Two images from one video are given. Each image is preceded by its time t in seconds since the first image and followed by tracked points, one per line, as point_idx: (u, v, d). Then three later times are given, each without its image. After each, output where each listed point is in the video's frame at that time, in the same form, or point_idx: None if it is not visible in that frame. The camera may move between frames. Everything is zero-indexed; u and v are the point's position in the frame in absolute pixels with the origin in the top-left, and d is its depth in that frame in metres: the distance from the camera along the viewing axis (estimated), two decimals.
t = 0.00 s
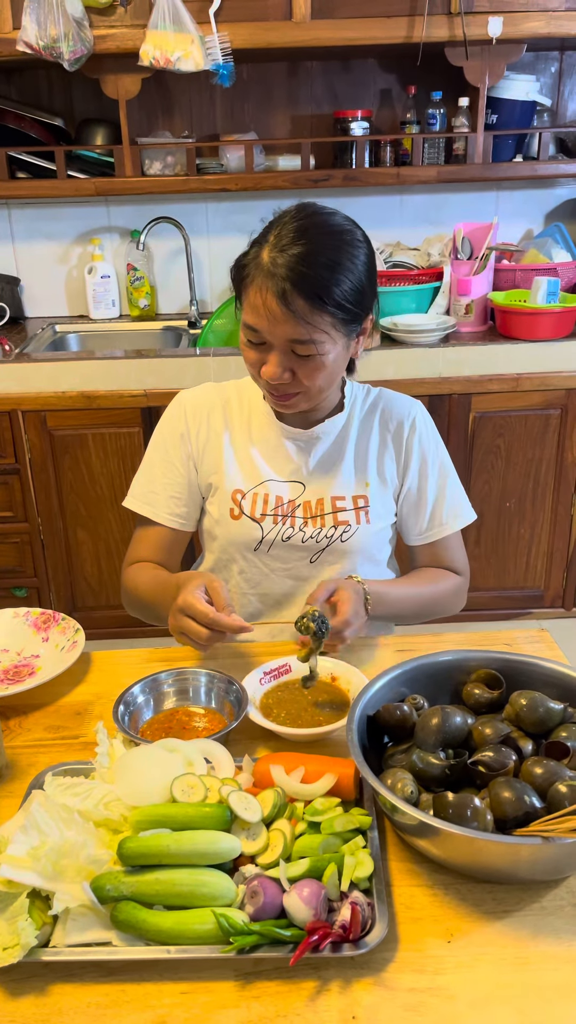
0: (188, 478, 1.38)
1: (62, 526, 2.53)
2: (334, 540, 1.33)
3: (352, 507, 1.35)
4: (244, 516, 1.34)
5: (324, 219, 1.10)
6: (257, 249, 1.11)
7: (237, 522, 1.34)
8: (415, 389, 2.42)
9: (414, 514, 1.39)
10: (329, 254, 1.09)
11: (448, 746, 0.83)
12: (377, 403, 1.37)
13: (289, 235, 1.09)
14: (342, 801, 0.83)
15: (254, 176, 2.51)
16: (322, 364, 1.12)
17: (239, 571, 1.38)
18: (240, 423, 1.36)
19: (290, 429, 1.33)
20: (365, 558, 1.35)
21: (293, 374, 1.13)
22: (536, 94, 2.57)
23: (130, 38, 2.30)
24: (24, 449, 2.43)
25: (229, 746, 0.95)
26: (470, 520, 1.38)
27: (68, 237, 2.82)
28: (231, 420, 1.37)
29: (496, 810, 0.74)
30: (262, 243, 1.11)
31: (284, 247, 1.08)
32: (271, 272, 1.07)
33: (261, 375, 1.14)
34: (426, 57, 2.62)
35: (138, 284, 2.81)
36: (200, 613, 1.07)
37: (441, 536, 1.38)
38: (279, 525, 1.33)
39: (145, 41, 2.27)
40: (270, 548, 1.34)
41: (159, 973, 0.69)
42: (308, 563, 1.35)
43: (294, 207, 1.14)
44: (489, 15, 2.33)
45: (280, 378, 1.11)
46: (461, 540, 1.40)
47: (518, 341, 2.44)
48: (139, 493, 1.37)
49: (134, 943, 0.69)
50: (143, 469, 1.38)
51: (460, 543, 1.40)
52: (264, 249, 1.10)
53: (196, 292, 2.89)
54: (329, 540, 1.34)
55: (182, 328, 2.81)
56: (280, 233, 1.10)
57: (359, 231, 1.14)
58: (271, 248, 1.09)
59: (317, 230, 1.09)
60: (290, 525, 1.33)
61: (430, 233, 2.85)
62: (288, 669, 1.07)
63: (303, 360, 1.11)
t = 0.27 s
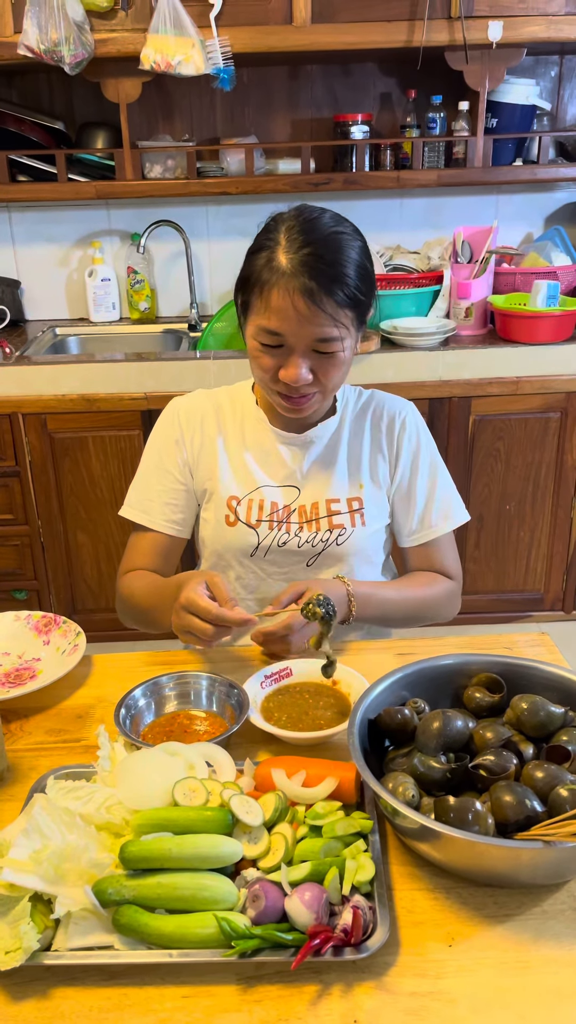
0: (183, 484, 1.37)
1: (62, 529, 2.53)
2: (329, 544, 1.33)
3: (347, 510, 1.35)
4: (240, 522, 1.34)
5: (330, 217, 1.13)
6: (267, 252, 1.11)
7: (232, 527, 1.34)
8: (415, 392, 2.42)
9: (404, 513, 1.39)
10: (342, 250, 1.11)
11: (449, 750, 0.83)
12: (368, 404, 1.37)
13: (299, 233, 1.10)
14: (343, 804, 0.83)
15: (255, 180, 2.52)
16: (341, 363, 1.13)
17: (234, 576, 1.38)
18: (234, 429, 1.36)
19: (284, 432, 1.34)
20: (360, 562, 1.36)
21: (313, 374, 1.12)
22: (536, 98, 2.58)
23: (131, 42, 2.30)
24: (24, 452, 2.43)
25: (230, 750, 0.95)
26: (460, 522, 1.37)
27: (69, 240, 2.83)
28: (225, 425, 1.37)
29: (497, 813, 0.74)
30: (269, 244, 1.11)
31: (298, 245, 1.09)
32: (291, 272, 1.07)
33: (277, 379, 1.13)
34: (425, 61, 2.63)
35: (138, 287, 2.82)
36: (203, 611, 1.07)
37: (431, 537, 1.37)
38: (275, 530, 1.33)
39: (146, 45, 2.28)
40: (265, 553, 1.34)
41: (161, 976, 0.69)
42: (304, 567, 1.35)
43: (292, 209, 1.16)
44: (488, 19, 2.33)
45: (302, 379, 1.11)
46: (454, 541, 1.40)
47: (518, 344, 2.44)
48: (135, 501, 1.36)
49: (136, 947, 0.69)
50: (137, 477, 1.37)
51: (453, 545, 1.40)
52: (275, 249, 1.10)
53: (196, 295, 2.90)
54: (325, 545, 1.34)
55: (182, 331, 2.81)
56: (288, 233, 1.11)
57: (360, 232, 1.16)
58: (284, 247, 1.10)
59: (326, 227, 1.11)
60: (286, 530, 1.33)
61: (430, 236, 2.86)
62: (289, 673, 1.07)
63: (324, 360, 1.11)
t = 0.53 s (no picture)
0: (180, 497, 1.38)
1: (63, 532, 2.53)
2: (330, 563, 1.33)
3: (349, 527, 1.35)
4: (239, 539, 1.34)
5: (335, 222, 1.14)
6: (273, 255, 1.12)
7: (232, 545, 1.35)
8: (416, 396, 2.43)
9: (418, 526, 1.40)
10: (349, 252, 1.12)
11: (450, 755, 0.83)
12: (372, 419, 1.38)
13: (307, 234, 1.12)
14: (345, 809, 0.84)
15: (256, 184, 2.53)
16: (349, 367, 1.13)
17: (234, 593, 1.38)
18: (232, 442, 1.37)
19: (283, 447, 1.33)
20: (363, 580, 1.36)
21: (321, 378, 1.12)
22: (536, 103, 2.59)
23: (133, 47, 2.31)
24: (25, 456, 2.44)
25: (231, 754, 0.95)
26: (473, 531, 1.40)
27: (70, 244, 2.83)
28: (222, 439, 1.37)
29: (498, 818, 0.74)
30: (275, 246, 1.12)
31: (306, 246, 1.10)
32: (301, 274, 1.08)
33: (285, 382, 1.13)
34: (426, 66, 2.64)
35: (140, 292, 2.80)
36: (198, 617, 1.08)
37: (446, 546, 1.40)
38: (275, 547, 1.33)
39: (148, 50, 2.29)
40: (266, 570, 1.34)
41: (163, 981, 0.69)
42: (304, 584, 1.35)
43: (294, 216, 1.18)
44: (489, 25, 2.34)
45: (311, 382, 1.11)
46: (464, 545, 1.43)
47: (518, 349, 2.45)
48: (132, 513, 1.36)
49: (138, 952, 0.69)
50: (134, 490, 1.37)
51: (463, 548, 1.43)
52: (282, 251, 1.11)
53: (197, 299, 2.90)
54: (326, 563, 1.34)
55: (183, 335, 2.82)
56: (294, 235, 1.12)
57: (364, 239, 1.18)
58: (291, 248, 1.11)
59: (332, 231, 1.13)
60: (286, 548, 1.33)
61: (431, 240, 2.86)
62: (290, 677, 1.07)
63: (333, 362, 1.11)
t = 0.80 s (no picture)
0: (180, 518, 1.33)
1: (64, 535, 2.54)
2: (339, 595, 1.32)
3: (360, 560, 1.33)
4: (245, 570, 1.32)
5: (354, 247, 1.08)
6: (285, 283, 1.06)
7: (238, 576, 1.33)
8: (417, 399, 2.43)
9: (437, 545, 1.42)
10: (366, 281, 1.06)
11: (452, 759, 0.83)
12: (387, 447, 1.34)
13: (322, 261, 1.05)
14: (346, 812, 0.84)
15: (257, 187, 2.53)
16: (361, 403, 1.07)
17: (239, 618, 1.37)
18: (236, 464, 1.32)
19: (293, 476, 1.29)
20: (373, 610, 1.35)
21: (331, 415, 1.07)
22: (537, 107, 2.59)
23: (135, 50, 2.31)
24: (26, 458, 2.44)
25: (232, 758, 0.95)
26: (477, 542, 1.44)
27: (72, 247, 2.84)
28: (227, 462, 1.33)
29: (500, 822, 0.74)
30: (287, 273, 1.06)
31: (320, 275, 1.04)
32: (314, 305, 1.02)
33: (293, 418, 1.08)
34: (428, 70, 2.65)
35: (141, 293, 2.83)
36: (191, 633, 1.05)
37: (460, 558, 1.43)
38: (282, 579, 1.32)
39: (150, 54, 2.29)
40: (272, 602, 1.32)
41: (165, 984, 0.69)
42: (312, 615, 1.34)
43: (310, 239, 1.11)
44: (491, 29, 2.35)
45: (320, 419, 1.05)
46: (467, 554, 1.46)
47: (519, 352, 2.45)
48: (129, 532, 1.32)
49: (140, 955, 0.69)
50: (132, 511, 1.32)
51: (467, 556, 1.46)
52: (294, 279, 1.05)
53: (199, 302, 2.91)
54: (335, 596, 1.33)
55: (184, 338, 2.82)
56: (308, 261, 1.06)
57: (385, 265, 1.11)
58: (305, 277, 1.05)
59: (349, 257, 1.06)
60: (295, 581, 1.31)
61: (432, 243, 2.87)
62: (291, 680, 1.07)
63: (344, 400, 1.06)
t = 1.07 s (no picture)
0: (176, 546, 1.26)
1: (65, 536, 2.54)
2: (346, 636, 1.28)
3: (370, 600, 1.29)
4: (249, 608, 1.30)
5: (382, 299, 0.95)
6: (300, 339, 0.95)
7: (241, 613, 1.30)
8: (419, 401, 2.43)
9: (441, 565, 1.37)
10: (391, 341, 0.94)
11: (454, 761, 0.83)
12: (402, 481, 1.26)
13: (343, 317, 0.93)
14: (347, 815, 0.83)
15: (259, 189, 2.53)
16: (374, 472, 0.98)
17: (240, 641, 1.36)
18: (240, 497, 1.25)
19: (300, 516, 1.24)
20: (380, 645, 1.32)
21: (341, 484, 0.98)
22: (539, 109, 2.59)
23: (137, 52, 2.32)
24: (28, 460, 2.44)
25: (233, 760, 0.95)
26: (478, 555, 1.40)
27: (74, 248, 2.84)
28: (230, 495, 1.25)
29: (502, 825, 0.74)
30: (303, 326, 0.95)
31: (340, 333, 0.92)
32: (328, 371, 0.91)
33: (299, 482, 1.00)
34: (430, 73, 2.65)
35: (143, 295, 2.83)
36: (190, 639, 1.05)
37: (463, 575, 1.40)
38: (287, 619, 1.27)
39: (152, 56, 2.29)
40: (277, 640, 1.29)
41: (166, 987, 0.69)
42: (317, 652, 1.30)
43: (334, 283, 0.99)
44: (493, 31, 2.35)
45: (328, 490, 0.97)
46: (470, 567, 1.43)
47: (521, 354, 2.45)
48: (122, 557, 1.25)
49: (141, 957, 0.69)
50: (127, 540, 1.25)
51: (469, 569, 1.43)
52: (311, 336, 0.94)
53: (200, 303, 2.91)
54: (343, 635, 1.28)
55: (186, 340, 2.82)
56: (329, 315, 0.94)
57: (413, 314, 0.99)
58: (322, 335, 0.93)
59: (375, 310, 0.94)
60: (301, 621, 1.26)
61: (434, 246, 2.87)
62: (292, 682, 1.07)
63: (356, 470, 0.97)
